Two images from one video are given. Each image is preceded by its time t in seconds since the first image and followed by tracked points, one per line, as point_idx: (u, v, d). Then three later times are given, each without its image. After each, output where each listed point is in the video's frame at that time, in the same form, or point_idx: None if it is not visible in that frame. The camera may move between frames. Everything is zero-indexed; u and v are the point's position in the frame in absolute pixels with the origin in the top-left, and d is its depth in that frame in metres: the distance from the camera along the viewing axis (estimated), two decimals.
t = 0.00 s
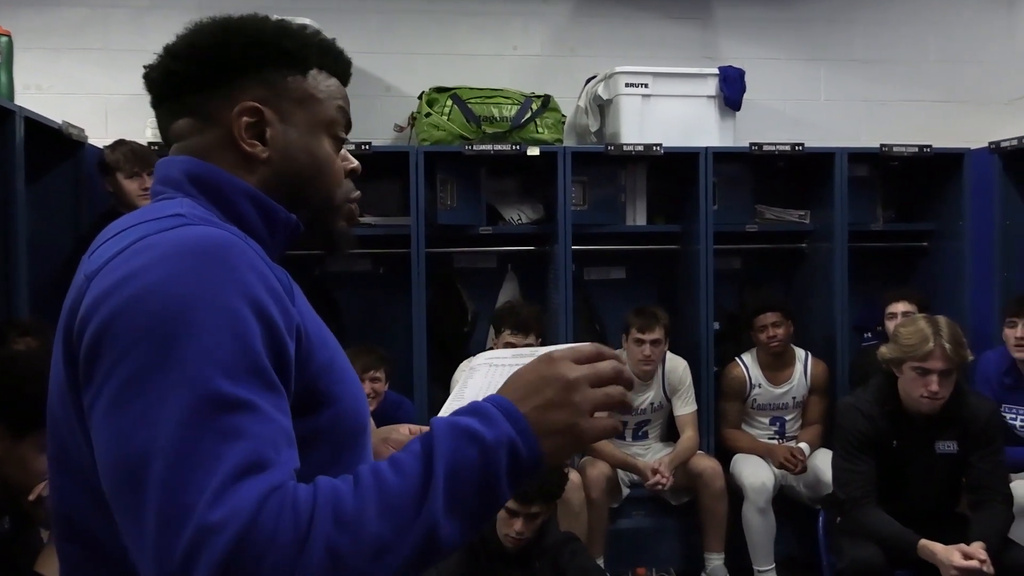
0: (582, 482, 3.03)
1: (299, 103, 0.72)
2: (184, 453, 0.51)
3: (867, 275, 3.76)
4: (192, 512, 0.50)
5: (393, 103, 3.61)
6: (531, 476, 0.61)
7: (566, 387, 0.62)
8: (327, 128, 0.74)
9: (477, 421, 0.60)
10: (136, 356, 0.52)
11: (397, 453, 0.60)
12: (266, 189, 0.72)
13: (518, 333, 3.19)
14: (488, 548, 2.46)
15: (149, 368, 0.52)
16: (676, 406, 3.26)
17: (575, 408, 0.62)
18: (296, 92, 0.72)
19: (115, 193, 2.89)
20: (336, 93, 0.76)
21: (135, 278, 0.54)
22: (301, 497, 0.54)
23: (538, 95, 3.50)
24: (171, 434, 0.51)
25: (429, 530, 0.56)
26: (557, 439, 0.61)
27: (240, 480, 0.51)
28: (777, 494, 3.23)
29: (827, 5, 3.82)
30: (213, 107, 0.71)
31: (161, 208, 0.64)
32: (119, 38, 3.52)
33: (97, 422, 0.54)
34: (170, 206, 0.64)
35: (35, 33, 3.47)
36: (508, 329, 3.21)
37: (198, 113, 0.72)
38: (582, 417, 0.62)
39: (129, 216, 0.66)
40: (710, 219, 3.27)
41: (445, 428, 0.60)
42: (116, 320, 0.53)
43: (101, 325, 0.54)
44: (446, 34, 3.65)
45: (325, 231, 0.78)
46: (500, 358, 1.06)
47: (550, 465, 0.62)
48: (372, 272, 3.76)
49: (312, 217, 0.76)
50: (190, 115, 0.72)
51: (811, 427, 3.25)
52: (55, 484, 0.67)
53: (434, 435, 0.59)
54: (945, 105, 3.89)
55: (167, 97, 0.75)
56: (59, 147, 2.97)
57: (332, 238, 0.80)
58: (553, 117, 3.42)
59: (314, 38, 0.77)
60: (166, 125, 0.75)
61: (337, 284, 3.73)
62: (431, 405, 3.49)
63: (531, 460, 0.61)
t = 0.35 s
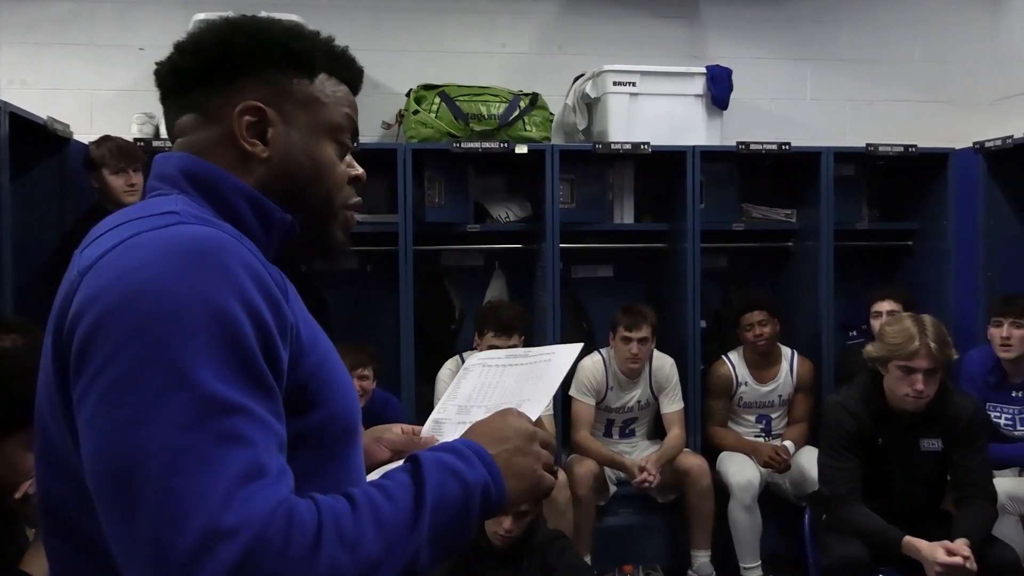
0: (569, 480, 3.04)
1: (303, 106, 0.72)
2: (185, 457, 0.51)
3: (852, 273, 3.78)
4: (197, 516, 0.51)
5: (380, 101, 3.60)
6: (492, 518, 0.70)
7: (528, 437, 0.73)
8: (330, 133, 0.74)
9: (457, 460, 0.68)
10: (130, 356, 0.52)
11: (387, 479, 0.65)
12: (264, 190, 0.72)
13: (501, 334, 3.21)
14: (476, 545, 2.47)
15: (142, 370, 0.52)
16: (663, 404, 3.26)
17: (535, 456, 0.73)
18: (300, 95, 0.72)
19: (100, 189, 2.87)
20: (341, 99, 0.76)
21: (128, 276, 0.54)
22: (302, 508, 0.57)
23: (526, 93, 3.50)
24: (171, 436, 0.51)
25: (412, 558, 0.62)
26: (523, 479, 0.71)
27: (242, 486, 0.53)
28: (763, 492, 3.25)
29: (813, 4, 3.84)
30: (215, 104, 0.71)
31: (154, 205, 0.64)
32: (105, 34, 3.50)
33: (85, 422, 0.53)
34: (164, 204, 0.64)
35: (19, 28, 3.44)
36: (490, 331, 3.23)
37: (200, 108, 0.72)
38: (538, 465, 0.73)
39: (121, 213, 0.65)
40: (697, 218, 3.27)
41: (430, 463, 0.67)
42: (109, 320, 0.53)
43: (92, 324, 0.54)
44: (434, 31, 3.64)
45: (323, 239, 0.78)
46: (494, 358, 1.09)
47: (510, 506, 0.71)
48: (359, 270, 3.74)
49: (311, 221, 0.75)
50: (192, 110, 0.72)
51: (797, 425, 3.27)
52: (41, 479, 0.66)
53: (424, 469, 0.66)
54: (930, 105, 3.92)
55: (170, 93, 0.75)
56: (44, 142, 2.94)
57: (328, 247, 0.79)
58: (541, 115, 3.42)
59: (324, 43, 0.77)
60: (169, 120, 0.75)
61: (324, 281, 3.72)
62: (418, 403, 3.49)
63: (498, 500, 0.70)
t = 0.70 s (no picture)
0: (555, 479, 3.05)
1: (314, 118, 0.74)
2: (191, 456, 0.52)
3: (837, 273, 3.80)
4: (205, 515, 0.51)
5: (368, 100, 3.59)
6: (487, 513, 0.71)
7: (520, 432, 0.75)
8: (332, 148, 0.76)
9: (456, 455, 0.69)
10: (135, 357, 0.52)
11: (387, 476, 0.66)
12: (266, 192, 0.72)
13: (487, 334, 3.20)
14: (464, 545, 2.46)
15: (146, 369, 0.52)
16: (649, 404, 3.27)
17: (528, 450, 0.74)
18: (311, 106, 0.74)
19: (85, 187, 2.85)
20: (344, 116, 0.78)
21: (130, 276, 0.54)
22: (306, 506, 0.58)
23: (513, 93, 3.50)
24: (178, 436, 0.51)
25: (414, 554, 0.63)
26: (518, 474, 0.72)
27: (249, 485, 0.54)
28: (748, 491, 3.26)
29: (799, 6, 3.86)
30: (232, 102, 0.71)
31: (151, 204, 0.63)
32: (90, 32, 3.47)
33: (88, 423, 0.53)
34: (161, 202, 0.63)
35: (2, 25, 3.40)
36: (477, 331, 3.23)
37: (214, 103, 0.71)
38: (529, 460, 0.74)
39: (118, 211, 0.65)
40: (683, 218, 3.28)
41: (429, 458, 0.68)
42: (111, 320, 0.53)
43: (94, 323, 0.53)
44: (421, 30, 3.63)
45: (310, 250, 0.78)
46: (484, 360, 1.11)
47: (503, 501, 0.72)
48: (345, 269, 3.73)
49: (304, 230, 0.76)
50: (206, 104, 0.72)
51: (783, 424, 3.29)
52: (35, 477, 0.66)
53: (424, 465, 0.67)
54: (913, 106, 3.95)
55: (180, 87, 0.75)
56: (27, 141, 2.92)
57: (312, 260, 0.79)
58: (528, 115, 3.43)
59: (333, 61, 0.79)
60: (176, 113, 0.74)
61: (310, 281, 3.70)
62: (406, 403, 3.48)
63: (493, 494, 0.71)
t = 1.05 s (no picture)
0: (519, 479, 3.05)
1: (283, 118, 0.75)
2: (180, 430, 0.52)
3: (797, 276, 3.86)
4: (194, 489, 0.51)
5: (334, 98, 3.56)
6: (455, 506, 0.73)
7: (486, 427, 0.77)
8: (298, 149, 0.77)
9: (429, 445, 0.71)
10: (122, 330, 0.52)
11: (364, 462, 0.67)
12: (239, 189, 0.72)
13: (453, 334, 3.20)
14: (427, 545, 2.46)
15: (136, 342, 0.52)
16: (612, 404, 3.30)
17: (495, 445, 0.76)
18: (279, 106, 0.75)
19: (44, 182, 2.78)
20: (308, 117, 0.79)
21: (116, 252, 0.54)
22: (291, 487, 0.59)
23: (480, 93, 3.50)
24: (166, 410, 0.51)
25: (391, 540, 0.64)
26: (486, 466, 0.74)
27: (236, 461, 0.54)
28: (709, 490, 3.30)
29: (764, 11, 3.91)
30: (205, 101, 0.71)
31: (125, 192, 0.63)
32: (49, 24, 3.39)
33: (71, 397, 0.52)
34: (134, 190, 0.63)
35: None
36: (443, 331, 3.21)
37: (187, 102, 0.71)
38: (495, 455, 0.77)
39: (93, 199, 0.64)
40: (647, 219, 3.30)
41: (406, 446, 0.69)
42: (98, 294, 0.53)
43: (79, 299, 0.53)
44: (388, 29, 3.61)
45: (276, 251, 0.78)
46: (454, 355, 1.11)
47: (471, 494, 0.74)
48: (309, 268, 3.69)
49: (273, 230, 0.76)
50: (179, 103, 0.71)
51: (743, 425, 3.32)
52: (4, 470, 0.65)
53: (401, 452, 0.68)
54: (870, 112, 4.03)
55: (148, 85, 0.74)
56: None
57: (277, 260, 0.79)
58: (495, 116, 3.43)
59: (295, 63, 0.80)
60: (143, 112, 0.74)
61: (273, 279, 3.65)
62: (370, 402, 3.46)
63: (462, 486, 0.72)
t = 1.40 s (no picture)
0: (458, 477, 3.05)
1: (234, 122, 0.75)
2: (136, 422, 0.53)
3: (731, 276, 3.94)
4: (154, 480, 0.53)
5: (270, 93, 3.48)
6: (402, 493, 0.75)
7: (432, 416, 0.79)
8: (248, 153, 0.77)
9: (379, 432, 0.73)
10: (76, 323, 0.53)
11: (317, 450, 0.68)
12: (187, 187, 0.72)
13: (392, 332, 3.18)
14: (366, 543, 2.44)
15: (89, 336, 0.53)
16: (550, 402, 3.33)
17: (441, 435, 0.79)
18: (230, 110, 0.75)
19: None
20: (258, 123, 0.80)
21: (65, 246, 0.55)
22: (248, 476, 0.60)
23: (419, 91, 3.48)
24: (123, 400, 0.53)
25: (344, 527, 0.66)
26: (432, 455, 0.77)
27: (193, 451, 0.56)
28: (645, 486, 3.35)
29: (699, 16, 3.99)
30: (156, 97, 0.71)
31: (67, 186, 0.64)
32: None
33: (20, 393, 0.53)
34: (77, 185, 0.64)
35: None
36: (382, 330, 3.19)
37: (137, 97, 0.71)
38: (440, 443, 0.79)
39: (34, 191, 0.64)
40: (586, 219, 3.33)
41: (356, 434, 0.71)
42: (49, 287, 0.53)
43: (26, 292, 0.53)
44: (326, 24, 3.55)
45: (218, 249, 0.78)
46: (394, 357, 1.14)
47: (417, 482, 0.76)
48: (244, 266, 3.60)
49: (218, 229, 0.76)
50: (127, 99, 0.71)
51: (678, 422, 3.38)
52: None
53: (353, 441, 0.70)
54: (800, 117, 4.15)
55: (97, 80, 0.74)
56: None
57: (219, 258, 0.79)
58: (434, 114, 3.41)
59: (248, 70, 0.81)
60: (89, 107, 0.73)
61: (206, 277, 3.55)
62: (306, 403, 3.40)
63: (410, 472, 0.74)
